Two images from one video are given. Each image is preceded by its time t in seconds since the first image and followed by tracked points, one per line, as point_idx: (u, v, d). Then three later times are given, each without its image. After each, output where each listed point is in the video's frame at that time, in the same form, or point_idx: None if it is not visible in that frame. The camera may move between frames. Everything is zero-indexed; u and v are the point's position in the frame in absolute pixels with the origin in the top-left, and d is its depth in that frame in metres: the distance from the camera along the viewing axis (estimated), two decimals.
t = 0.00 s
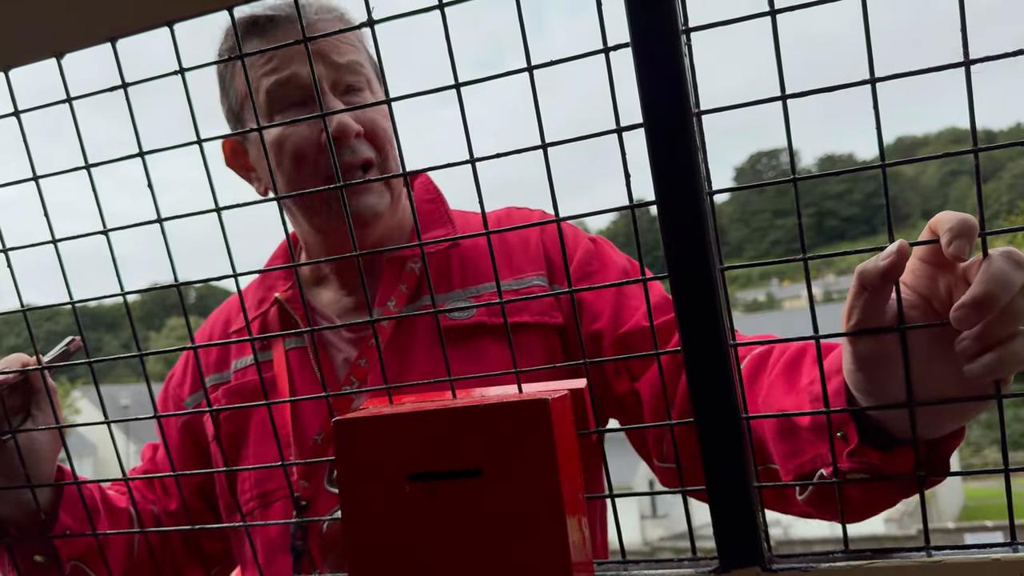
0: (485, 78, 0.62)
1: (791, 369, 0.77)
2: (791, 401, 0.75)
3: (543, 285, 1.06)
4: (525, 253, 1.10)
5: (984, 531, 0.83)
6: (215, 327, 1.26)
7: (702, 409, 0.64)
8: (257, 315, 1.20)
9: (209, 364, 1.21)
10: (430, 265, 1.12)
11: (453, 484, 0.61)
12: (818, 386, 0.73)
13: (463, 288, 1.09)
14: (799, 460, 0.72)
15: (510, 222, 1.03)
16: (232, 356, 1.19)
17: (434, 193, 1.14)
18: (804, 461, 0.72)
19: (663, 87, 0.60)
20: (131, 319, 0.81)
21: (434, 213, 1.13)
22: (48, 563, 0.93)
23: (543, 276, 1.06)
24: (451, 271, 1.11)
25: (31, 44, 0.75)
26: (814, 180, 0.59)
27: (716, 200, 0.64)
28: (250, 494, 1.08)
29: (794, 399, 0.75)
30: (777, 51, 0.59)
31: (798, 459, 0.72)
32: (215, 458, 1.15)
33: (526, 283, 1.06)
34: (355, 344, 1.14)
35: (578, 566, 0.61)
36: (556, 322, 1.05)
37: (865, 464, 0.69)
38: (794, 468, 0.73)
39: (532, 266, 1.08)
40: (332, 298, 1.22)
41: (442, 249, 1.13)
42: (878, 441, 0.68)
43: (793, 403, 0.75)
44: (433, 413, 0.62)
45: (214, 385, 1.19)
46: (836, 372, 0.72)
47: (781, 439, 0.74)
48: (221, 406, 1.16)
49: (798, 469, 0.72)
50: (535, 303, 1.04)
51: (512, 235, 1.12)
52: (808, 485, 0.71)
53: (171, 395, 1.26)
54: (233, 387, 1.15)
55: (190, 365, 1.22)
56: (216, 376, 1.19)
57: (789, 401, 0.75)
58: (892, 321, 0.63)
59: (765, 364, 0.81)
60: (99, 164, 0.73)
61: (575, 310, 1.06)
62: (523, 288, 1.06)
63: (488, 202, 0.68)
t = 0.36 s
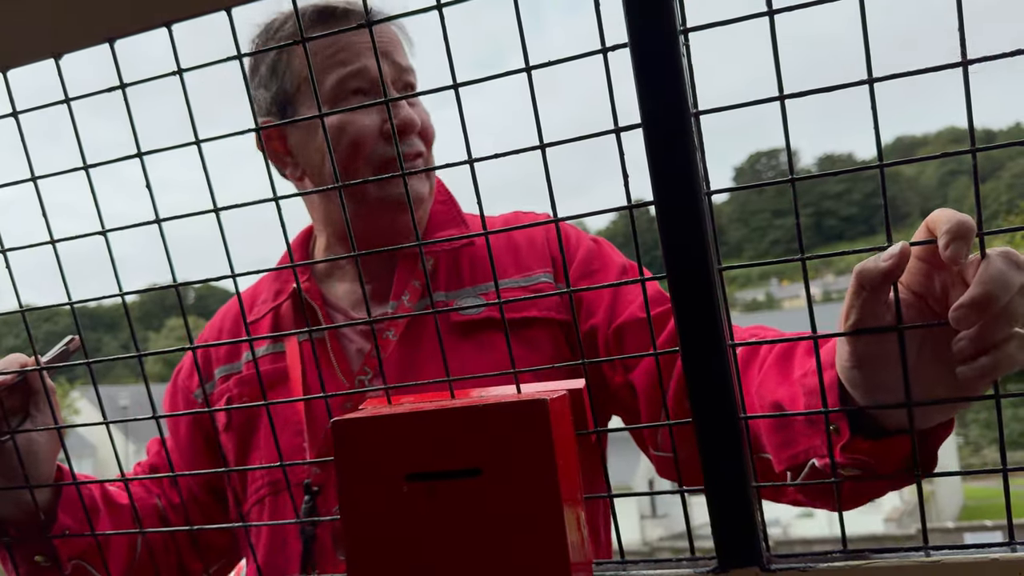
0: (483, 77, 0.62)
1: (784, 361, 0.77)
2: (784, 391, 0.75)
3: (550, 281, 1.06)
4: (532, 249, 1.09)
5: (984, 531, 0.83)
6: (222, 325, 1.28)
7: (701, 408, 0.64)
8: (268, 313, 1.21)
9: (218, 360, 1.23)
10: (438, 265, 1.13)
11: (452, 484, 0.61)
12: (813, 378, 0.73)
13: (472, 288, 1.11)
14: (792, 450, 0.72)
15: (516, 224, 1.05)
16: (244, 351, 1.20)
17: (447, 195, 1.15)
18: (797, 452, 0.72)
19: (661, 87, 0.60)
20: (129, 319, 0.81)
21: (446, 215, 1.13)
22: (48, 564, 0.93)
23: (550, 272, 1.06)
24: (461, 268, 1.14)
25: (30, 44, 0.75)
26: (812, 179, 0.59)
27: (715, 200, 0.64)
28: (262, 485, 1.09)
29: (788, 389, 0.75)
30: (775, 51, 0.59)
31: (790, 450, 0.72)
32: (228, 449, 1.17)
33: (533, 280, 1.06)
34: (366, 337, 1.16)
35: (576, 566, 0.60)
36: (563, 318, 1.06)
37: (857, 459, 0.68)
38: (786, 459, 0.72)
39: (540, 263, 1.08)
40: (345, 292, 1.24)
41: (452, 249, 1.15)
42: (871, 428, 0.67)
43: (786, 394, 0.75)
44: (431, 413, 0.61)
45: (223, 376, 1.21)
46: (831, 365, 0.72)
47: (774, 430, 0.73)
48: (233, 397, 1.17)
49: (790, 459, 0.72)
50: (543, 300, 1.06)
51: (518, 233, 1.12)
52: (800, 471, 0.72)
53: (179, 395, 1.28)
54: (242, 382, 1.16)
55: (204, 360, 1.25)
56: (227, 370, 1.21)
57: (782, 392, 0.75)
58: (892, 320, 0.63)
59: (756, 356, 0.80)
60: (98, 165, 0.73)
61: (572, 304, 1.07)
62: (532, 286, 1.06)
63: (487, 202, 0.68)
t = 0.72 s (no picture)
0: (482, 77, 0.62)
1: (788, 350, 0.78)
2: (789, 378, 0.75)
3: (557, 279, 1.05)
4: (539, 249, 1.09)
5: (984, 530, 0.83)
6: (225, 323, 1.29)
7: (700, 407, 0.64)
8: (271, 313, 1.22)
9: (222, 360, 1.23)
10: (446, 265, 1.13)
11: (452, 483, 0.61)
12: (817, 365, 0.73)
13: (478, 287, 1.11)
14: (798, 436, 0.72)
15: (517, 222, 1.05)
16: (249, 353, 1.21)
17: (452, 195, 1.15)
18: (803, 438, 0.72)
19: (660, 86, 0.60)
20: (129, 319, 0.80)
21: (453, 215, 1.14)
22: (48, 564, 0.93)
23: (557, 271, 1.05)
24: (468, 268, 1.14)
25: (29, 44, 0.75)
26: (812, 178, 0.59)
27: (714, 199, 0.64)
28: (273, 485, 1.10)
29: (792, 375, 0.76)
30: (774, 50, 0.58)
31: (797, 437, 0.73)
32: (235, 446, 1.17)
33: (539, 278, 1.06)
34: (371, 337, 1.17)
35: (575, 565, 0.60)
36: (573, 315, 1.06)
37: (863, 446, 0.68)
38: (792, 444, 0.73)
39: (546, 262, 1.07)
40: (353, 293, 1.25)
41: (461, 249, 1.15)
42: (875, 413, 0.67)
43: (791, 380, 0.75)
44: (430, 413, 0.61)
45: (228, 378, 1.21)
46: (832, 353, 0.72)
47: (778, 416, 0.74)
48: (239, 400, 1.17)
49: (796, 445, 0.73)
50: (549, 298, 1.07)
51: (522, 232, 1.14)
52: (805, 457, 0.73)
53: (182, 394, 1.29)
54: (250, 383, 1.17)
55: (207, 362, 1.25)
56: (233, 371, 1.21)
57: (786, 377, 0.76)
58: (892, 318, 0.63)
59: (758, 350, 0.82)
60: (97, 165, 0.73)
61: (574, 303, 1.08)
62: (540, 284, 1.05)
63: (486, 202, 0.68)
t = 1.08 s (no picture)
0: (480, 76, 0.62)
1: (798, 360, 0.76)
2: (796, 390, 0.74)
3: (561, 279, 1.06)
4: (542, 248, 1.10)
5: (984, 530, 0.83)
6: (227, 323, 1.29)
7: (699, 407, 0.64)
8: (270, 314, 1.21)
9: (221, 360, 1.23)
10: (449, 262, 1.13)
11: (451, 483, 0.61)
12: (822, 376, 0.73)
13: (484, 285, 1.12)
14: (807, 450, 0.71)
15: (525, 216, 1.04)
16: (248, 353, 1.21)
17: (453, 190, 1.16)
18: (812, 453, 0.71)
19: (659, 86, 0.60)
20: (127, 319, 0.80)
21: (456, 213, 1.14)
22: (46, 564, 0.93)
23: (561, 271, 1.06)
24: (471, 266, 1.13)
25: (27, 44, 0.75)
26: (811, 178, 0.59)
27: (714, 199, 0.64)
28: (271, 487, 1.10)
29: (802, 389, 0.74)
30: (773, 49, 0.58)
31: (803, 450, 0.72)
32: (235, 444, 1.17)
33: (544, 278, 1.06)
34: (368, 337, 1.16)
35: (575, 565, 0.60)
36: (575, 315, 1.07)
37: (872, 459, 0.68)
38: (802, 459, 0.72)
39: (549, 260, 1.09)
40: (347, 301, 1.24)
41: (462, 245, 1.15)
42: (880, 427, 0.67)
43: (800, 393, 0.73)
44: (428, 414, 0.61)
45: (230, 376, 1.21)
46: (840, 365, 0.71)
47: (788, 428, 0.73)
48: (239, 399, 1.18)
49: (806, 459, 0.71)
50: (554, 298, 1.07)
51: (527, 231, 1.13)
52: (815, 470, 0.71)
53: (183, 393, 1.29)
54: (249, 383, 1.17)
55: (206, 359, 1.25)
56: (232, 370, 1.21)
57: (796, 391, 0.74)
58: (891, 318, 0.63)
59: (771, 354, 0.79)
60: (94, 164, 0.73)
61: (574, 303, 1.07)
62: (544, 284, 1.06)
63: (486, 202, 0.67)
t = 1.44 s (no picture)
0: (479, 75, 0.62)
1: (799, 360, 0.76)
2: (798, 390, 0.74)
3: (556, 272, 1.06)
4: (537, 241, 1.10)
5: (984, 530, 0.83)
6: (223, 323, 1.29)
7: (698, 406, 0.64)
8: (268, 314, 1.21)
9: (220, 361, 1.23)
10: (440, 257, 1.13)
11: (450, 482, 0.61)
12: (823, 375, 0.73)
13: (474, 279, 1.11)
14: (811, 450, 0.71)
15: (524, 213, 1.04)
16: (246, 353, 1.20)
17: (442, 185, 1.17)
18: (815, 451, 0.71)
19: (658, 84, 0.60)
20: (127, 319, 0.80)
21: (446, 207, 1.15)
22: (45, 564, 0.93)
23: (556, 263, 1.06)
24: (465, 261, 1.13)
25: (25, 43, 0.75)
26: (810, 178, 0.59)
27: (713, 199, 0.64)
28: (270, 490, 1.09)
29: (804, 388, 0.74)
30: (772, 48, 0.58)
31: (806, 449, 0.71)
32: (234, 452, 1.17)
33: (539, 271, 1.07)
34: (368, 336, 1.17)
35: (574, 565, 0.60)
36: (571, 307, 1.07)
37: (874, 459, 0.68)
38: (805, 458, 0.72)
39: (544, 254, 1.09)
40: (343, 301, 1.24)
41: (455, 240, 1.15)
42: (880, 427, 0.67)
43: (802, 393, 0.73)
44: (427, 414, 0.61)
45: (227, 381, 1.21)
46: (842, 365, 0.70)
47: (791, 428, 0.72)
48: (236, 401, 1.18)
49: (809, 459, 0.71)
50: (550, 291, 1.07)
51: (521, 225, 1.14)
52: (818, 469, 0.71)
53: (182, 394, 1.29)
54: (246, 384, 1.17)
55: (204, 360, 1.26)
56: (230, 372, 1.21)
57: (798, 390, 0.74)
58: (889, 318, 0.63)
59: (774, 353, 0.79)
60: (93, 164, 0.73)
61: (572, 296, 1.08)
62: (538, 278, 1.06)
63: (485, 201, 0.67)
